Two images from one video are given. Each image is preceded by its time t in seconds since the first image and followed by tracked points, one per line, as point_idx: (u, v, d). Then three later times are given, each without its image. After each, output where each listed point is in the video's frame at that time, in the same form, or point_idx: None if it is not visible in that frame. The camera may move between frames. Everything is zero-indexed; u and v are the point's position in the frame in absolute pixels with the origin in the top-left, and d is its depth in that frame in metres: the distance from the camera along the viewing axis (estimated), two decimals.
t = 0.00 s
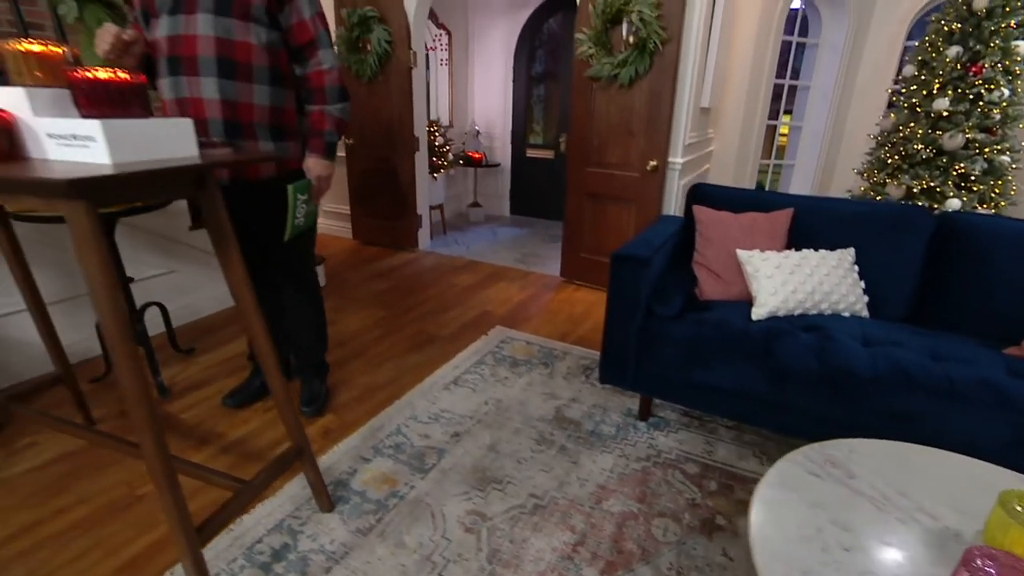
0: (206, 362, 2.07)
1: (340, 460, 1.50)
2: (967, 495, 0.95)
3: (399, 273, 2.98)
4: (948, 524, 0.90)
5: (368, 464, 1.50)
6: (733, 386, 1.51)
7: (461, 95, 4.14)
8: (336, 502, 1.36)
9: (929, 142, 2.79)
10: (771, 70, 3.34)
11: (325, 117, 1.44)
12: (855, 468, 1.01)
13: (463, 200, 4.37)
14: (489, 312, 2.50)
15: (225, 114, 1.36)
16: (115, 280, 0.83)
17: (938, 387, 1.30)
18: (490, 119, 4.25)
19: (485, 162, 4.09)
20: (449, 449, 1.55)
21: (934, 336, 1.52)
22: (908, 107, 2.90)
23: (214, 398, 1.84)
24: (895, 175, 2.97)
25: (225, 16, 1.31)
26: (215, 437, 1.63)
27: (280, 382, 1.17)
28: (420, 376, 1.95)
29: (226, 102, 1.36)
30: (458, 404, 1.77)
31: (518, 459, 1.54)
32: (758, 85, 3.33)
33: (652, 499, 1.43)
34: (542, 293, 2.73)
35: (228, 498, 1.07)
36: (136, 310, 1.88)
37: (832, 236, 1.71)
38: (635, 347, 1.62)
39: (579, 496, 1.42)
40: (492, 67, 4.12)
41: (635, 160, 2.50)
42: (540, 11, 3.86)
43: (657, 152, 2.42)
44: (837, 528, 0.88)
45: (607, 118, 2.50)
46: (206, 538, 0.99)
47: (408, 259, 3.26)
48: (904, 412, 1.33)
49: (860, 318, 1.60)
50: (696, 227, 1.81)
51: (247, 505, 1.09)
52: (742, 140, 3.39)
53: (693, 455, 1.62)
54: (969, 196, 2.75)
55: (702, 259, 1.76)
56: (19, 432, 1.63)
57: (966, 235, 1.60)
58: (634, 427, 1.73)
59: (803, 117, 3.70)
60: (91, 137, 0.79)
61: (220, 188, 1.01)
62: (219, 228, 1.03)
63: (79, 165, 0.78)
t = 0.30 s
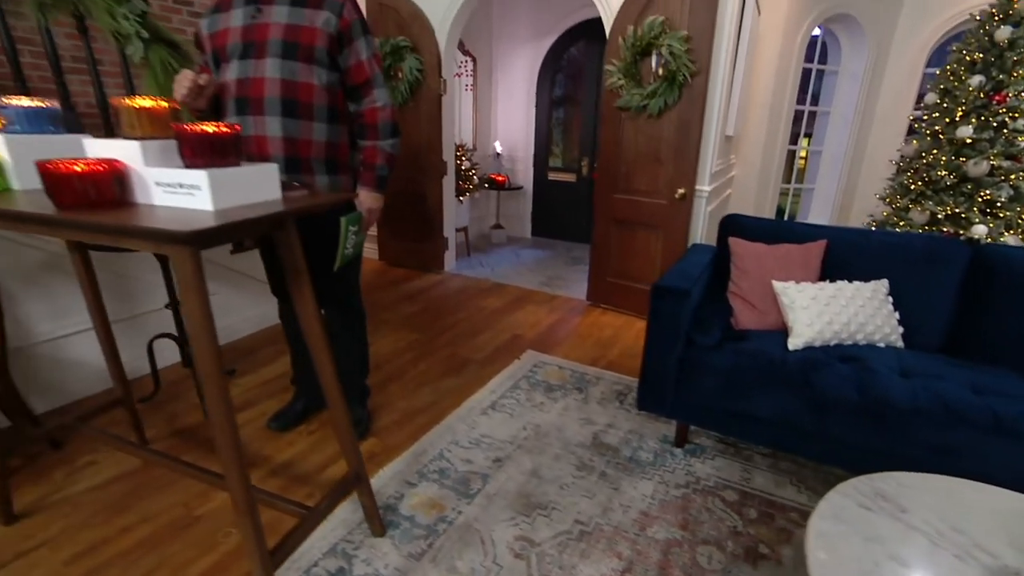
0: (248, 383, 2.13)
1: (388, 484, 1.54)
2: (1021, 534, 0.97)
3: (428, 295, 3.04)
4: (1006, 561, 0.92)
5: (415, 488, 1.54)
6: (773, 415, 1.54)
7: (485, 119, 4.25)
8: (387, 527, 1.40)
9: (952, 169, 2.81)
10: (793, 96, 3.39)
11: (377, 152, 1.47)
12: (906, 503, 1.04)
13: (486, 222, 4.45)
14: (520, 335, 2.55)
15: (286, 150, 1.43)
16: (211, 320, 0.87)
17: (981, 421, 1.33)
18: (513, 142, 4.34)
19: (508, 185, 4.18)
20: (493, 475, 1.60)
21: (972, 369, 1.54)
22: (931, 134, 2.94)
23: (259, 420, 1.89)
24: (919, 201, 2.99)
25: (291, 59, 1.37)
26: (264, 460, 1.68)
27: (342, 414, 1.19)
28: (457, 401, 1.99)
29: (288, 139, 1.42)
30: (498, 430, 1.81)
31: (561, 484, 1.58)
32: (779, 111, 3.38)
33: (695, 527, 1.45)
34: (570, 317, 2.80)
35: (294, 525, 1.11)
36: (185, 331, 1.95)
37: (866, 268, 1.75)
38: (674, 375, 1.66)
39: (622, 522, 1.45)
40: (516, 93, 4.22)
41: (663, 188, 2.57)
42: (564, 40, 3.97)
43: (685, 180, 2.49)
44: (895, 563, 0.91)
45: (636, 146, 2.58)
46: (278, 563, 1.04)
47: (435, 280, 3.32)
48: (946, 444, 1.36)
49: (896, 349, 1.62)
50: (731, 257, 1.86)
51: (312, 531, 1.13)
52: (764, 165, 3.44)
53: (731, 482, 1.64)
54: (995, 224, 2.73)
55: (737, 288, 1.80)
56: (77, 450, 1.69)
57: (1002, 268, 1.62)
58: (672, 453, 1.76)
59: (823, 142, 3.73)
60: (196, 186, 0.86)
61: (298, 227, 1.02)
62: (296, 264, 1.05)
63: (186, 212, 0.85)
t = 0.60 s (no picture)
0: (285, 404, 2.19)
1: (431, 508, 1.59)
2: None
3: (455, 317, 3.10)
4: None
5: (457, 513, 1.58)
6: (810, 445, 1.56)
7: (506, 142, 4.35)
8: (434, 552, 1.43)
9: (975, 194, 2.83)
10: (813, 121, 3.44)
11: (424, 186, 1.51)
12: (956, 538, 1.05)
13: (507, 243, 4.54)
14: (548, 359, 2.60)
15: (339, 185, 1.47)
16: (293, 360, 0.91)
17: (1021, 455, 1.34)
18: (533, 165, 4.44)
19: (529, 207, 4.25)
20: (533, 500, 1.65)
21: (1010, 401, 1.55)
22: (953, 159, 2.97)
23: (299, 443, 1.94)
24: (942, 226, 3.01)
25: (347, 98, 1.42)
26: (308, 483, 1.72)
27: (399, 445, 1.24)
28: (492, 426, 2.03)
29: (342, 175, 1.46)
30: (534, 455, 1.87)
31: (600, 511, 1.62)
32: (799, 134, 3.40)
33: (735, 555, 1.47)
34: (595, 340, 2.86)
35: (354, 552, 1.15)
36: (226, 353, 2.01)
37: (897, 298, 1.78)
38: (709, 401, 1.70)
39: (663, 550, 1.48)
40: (537, 116, 4.32)
41: (689, 216, 2.64)
42: (585, 66, 4.07)
43: (710, 208, 2.55)
44: None
45: (662, 173, 2.66)
46: None
47: (460, 301, 3.38)
48: (986, 477, 1.38)
49: (930, 379, 1.64)
50: (762, 287, 1.91)
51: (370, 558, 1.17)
52: (784, 187, 3.47)
53: (767, 509, 1.65)
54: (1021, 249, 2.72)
55: (768, 318, 1.84)
56: (128, 470, 1.75)
57: None
58: (706, 480, 1.79)
59: (842, 166, 3.77)
60: (282, 231, 0.91)
61: (365, 266, 1.08)
62: (360, 300, 1.11)
63: (274, 257, 0.91)
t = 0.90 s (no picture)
0: (317, 423, 2.23)
1: (468, 530, 1.62)
2: None
3: (477, 335, 3.15)
4: None
5: (494, 535, 1.61)
6: (842, 470, 1.58)
7: (524, 161, 4.44)
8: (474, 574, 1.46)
9: (996, 215, 2.86)
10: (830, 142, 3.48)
11: (463, 216, 1.54)
12: (998, 569, 1.07)
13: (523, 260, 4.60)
14: (572, 379, 2.64)
15: (383, 215, 1.50)
16: (359, 392, 0.95)
17: None
18: (550, 183, 4.51)
19: (546, 225, 4.31)
20: (567, 521, 1.68)
21: None
22: (971, 181, 3.00)
23: (333, 463, 1.97)
24: (961, 246, 3.03)
25: (392, 131, 1.46)
26: (344, 504, 1.75)
27: (445, 471, 1.27)
28: (521, 447, 2.07)
29: (386, 205, 1.50)
30: (565, 476, 1.91)
31: (634, 533, 1.65)
32: (815, 154, 3.43)
33: None
34: (616, 359, 2.90)
35: None
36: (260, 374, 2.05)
37: (924, 324, 1.80)
38: (740, 424, 1.73)
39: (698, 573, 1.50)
40: (554, 135, 4.39)
41: (710, 238, 2.68)
42: (602, 86, 4.14)
43: (731, 230, 2.60)
44: None
45: (683, 196, 2.72)
46: None
47: (481, 319, 3.43)
48: (1021, 506, 1.39)
49: (960, 405, 1.65)
50: (790, 312, 1.94)
51: None
52: (801, 206, 3.50)
53: (799, 533, 1.66)
54: None
55: (796, 342, 1.87)
56: (169, 489, 1.80)
57: None
58: (736, 502, 1.81)
59: (857, 185, 3.80)
60: (350, 269, 0.95)
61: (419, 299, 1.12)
62: (415, 332, 1.15)
63: (344, 294, 0.96)
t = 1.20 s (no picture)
0: (341, 438, 2.26)
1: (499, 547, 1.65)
2: None
3: (494, 349, 3.19)
4: None
5: (524, 552, 1.64)
6: (868, 490, 1.61)
7: (537, 175, 4.50)
8: None
9: (1010, 232, 2.89)
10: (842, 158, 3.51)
11: (496, 238, 1.57)
12: None
13: (536, 272, 4.65)
14: (590, 394, 2.68)
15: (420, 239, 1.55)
16: (413, 419, 0.99)
17: None
18: (563, 196, 4.58)
19: (559, 238, 4.36)
20: (595, 539, 1.71)
21: None
22: (984, 197, 3.04)
23: (361, 479, 2.00)
24: (975, 262, 3.06)
25: (430, 157, 1.50)
26: (375, 520, 1.78)
27: (483, 492, 1.30)
28: (544, 464, 2.10)
29: (423, 229, 1.55)
30: (589, 493, 1.94)
31: (661, 550, 1.68)
32: (827, 169, 3.47)
33: None
34: (633, 374, 2.93)
35: None
36: (289, 390, 2.09)
37: (946, 344, 1.83)
38: (764, 444, 1.76)
39: None
40: (567, 149, 4.47)
41: (727, 254, 2.72)
42: (615, 101, 4.21)
43: (748, 248, 2.63)
44: None
45: (700, 213, 2.76)
46: None
47: (497, 333, 3.47)
48: None
49: (985, 425, 1.67)
50: (812, 331, 1.96)
51: None
52: (813, 221, 3.53)
53: (825, 552, 1.67)
54: None
55: (819, 361, 1.90)
56: (202, 505, 1.83)
57: None
58: (760, 519, 1.82)
59: (869, 200, 3.83)
60: (406, 299, 0.99)
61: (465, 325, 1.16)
62: (458, 357, 1.18)
63: (399, 323, 1.00)
